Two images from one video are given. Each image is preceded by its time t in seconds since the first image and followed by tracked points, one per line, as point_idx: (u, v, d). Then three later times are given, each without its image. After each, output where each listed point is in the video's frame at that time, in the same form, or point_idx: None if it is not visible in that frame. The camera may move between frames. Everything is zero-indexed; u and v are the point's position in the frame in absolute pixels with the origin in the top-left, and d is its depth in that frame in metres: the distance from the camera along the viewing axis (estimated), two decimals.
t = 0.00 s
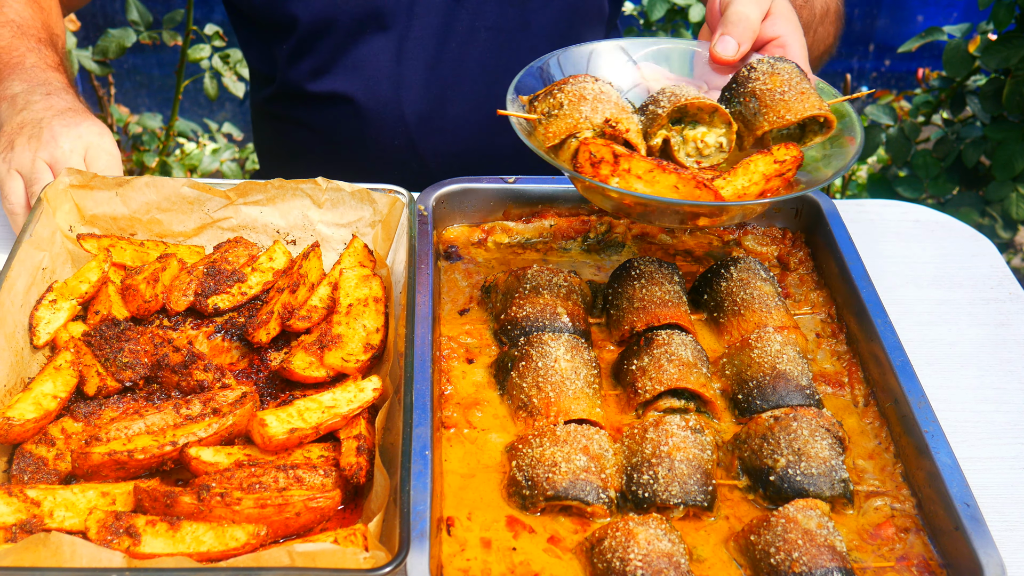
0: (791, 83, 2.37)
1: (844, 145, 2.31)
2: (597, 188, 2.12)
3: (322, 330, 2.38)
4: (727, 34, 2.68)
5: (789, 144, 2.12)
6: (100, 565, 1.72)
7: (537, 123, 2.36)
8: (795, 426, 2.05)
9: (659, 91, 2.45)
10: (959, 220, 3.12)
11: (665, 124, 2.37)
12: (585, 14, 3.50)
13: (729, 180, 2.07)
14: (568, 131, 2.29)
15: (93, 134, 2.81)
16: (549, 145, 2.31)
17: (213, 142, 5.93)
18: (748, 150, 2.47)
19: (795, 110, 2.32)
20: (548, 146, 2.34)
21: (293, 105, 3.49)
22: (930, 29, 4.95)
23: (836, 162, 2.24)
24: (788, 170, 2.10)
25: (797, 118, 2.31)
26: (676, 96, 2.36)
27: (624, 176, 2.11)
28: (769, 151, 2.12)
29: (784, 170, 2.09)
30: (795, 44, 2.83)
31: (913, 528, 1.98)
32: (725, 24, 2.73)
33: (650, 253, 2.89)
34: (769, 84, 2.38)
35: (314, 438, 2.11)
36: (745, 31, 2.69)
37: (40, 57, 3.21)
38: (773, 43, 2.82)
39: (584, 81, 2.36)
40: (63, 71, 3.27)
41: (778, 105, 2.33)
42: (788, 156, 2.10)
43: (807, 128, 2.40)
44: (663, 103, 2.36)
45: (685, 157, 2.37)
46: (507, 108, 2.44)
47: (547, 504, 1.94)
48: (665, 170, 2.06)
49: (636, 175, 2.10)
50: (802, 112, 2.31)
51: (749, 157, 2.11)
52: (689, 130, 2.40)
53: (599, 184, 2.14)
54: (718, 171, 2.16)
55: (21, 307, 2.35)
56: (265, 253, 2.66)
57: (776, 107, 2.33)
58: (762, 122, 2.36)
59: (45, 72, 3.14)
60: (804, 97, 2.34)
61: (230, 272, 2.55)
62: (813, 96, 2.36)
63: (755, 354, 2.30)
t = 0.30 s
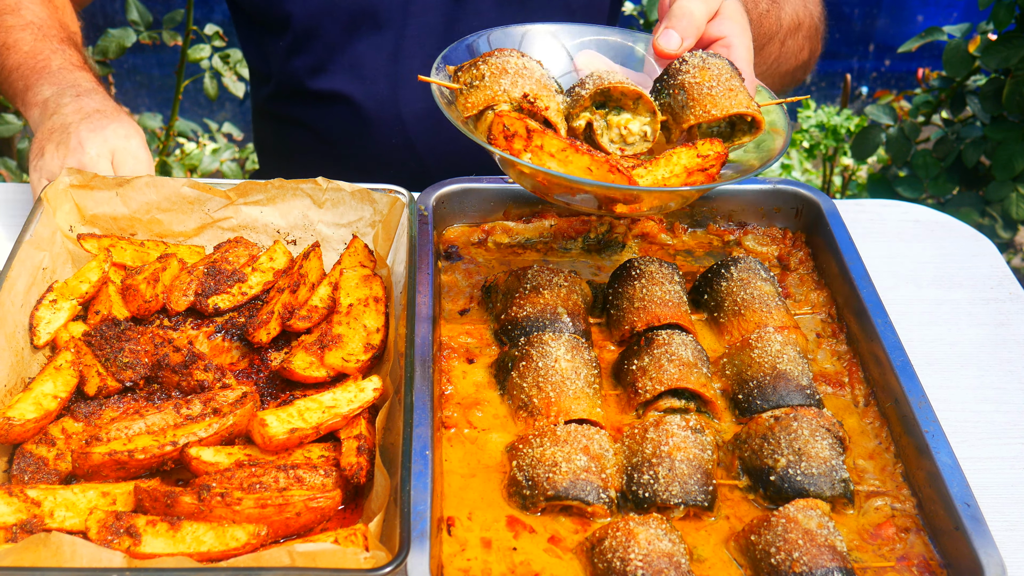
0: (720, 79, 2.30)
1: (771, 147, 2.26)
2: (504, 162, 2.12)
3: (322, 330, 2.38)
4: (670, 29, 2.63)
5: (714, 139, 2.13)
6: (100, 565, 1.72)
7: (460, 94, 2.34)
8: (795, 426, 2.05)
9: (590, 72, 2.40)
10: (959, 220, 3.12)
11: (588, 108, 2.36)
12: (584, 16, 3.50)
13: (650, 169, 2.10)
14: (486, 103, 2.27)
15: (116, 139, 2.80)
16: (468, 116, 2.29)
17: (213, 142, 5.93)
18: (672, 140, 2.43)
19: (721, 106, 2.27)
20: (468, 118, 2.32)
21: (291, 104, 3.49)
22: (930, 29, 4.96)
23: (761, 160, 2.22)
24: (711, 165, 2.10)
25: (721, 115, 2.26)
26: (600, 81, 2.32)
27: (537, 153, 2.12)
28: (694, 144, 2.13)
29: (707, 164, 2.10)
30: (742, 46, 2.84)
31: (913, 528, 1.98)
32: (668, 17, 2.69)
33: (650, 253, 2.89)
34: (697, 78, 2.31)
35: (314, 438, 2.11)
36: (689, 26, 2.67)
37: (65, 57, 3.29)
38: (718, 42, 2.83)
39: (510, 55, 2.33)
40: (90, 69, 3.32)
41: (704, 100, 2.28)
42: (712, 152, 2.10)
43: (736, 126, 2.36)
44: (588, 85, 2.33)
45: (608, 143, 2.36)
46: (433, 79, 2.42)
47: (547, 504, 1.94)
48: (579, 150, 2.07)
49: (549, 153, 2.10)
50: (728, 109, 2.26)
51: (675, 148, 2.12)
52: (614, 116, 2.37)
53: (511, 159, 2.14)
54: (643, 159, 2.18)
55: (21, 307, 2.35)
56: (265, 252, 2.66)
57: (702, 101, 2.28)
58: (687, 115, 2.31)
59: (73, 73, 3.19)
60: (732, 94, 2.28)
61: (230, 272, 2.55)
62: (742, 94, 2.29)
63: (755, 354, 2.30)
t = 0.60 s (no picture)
0: (841, 101, 2.55)
1: (895, 158, 2.51)
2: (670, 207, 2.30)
3: (322, 330, 2.38)
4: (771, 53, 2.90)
5: (843, 159, 2.30)
6: (100, 565, 1.72)
7: (603, 144, 2.54)
8: (795, 426, 2.05)
9: (715, 110, 2.63)
10: (959, 220, 3.12)
11: (724, 143, 2.57)
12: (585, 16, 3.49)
13: (789, 195, 2.29)
14: (635, 151, 2.44)
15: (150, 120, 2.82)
16: (617, 164, 2.46)
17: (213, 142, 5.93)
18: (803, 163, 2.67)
19: (846, 127, 2.52)
20: (616, 166, 2.50)
21: (291, 104, 3.48)
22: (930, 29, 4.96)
23: (892, 172, 2.45)
24: (844, 182, 2.28)
25: (849, 135, 2.51)
26: (738, 116, 2.55)
27: (694, 194, 2.28)
28: (824, 165, 2.31)
29: (840, 183, 2.27)
30: (838, 61, 3.02)
31: (913, 528, 1.98)
32: (768, 42, 2.94)
33: (650, 253, 2.89)
34: (819, 102, 2.57)
35: (314, 438, 2.11)
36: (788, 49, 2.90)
37: (81, 51, 3.27)
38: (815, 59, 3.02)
39: (645, 102, 2.52)
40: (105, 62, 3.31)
41: (830, 122, 2.53)
42: (843, 171, 2.27)
43: (857, 142, 2.62)
44: (722, 122, 2.55)
45: (745, 173, 2.61)
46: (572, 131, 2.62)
47: (547, 504, 1.94)
48: (732, 188, 2.21)
49: (705, 194, 2.26)
50: (854, 128, 2.51)
51: (808, 172, 2.30)
52: (747, 147, 2.61)
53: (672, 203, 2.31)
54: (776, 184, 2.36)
55: (21, 307, 2.35)
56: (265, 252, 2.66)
57: (828, 124, 2.53)
58: (816, 138, 2.57)
59: (95, 66, 3.19)
60: (854, 114, 2.53)
61: (230, 272, 2.55)
62: (862, 113, 2.55)
63: (755, 354, 2.30)
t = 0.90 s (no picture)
0: (859, 99, 2.56)
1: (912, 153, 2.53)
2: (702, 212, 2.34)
3: (322, 330, 2.38)
4: (783, 51, 2.90)
5: (863, 155, 2.38)
6: (100, 565, 1.72)
7: (632, 151, 2.53)
8: (795, 426, 2.05)
9: (736, 111, 2.67)
10: (959, 221, 3.12)
11: (748, 144, 2.60)
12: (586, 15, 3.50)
13: (814, 192, 2.35)
14: (665, 158, 2.45)
15: None
16: (648, 171, 2.47)
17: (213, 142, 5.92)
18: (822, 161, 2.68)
19: (865, 123, 2.53)
20: (645, 172, 2.51)
21: (289, 103, 3.46)
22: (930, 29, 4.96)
23: (910, 168, 2.48)
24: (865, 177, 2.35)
25: (868, 131, 2.52)
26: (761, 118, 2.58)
27: (726, 198, 2.34)
28: (845, 162, 2.38)
29: (861, 179, 2.35)
30: (846, 58, 3.02)
31: (913, 528, 1.98)
32: (780, 40, 2.96)
33: (650, 253, 2.88)
34: (837, 100, 2.56)
35: (314, 438, 2.11)
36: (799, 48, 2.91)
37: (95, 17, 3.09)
38: (824, 56, 3.01)
39: (670, 106, 2.52)
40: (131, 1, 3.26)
41: (849, 120, 2.54)
42: (864, 168, 2.35)
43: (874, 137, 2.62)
44: (745, 124, 2.59)
45: (769, 173, 2.63)
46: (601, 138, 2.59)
47: (547, 504, 1.94)
48: (763, 190, 2.29)
49: (737, 197, 2.32)
50: (873, 125, 2.52)
51: (830, 170, 2.38)
52: (770, 147, 2.64)
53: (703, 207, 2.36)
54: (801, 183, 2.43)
55: (21, 307, 2.35)
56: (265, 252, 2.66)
57: (847, 122, 2.54)
58: (835, 136, 2.57)
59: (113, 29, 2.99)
60: (872, 111, 2.54)
61: (230, 272, 2.55)
62: (880, 109, 2.56)
63: (755, 354, 2.30)
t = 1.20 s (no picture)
0: (844, 103, 2.57)
1: (897, 157, 2.53)
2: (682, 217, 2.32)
3: (322, 330, 2.38)
4: (774, 54, 2.91)
5: (847, 160, 2.35)
6: (100, 565, 1.72)
7: (614, 155, 2.55)
8: (795, 426, 2.05)
9: (721, 115, 2.67)
10: (959, 221, 3.12)
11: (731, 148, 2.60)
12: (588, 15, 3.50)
13: (796, 198, 2.33)
14: (645, 162, 2.46)
15: None
16: (629, 176, 2.48)
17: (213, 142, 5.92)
18: (807, 165, 2.71)
19: (850, 128, 2.54)
20: (627, 176, 2.52)
21: (289, 101, 3.44)
22: (930, 29, 4.96)
23: (895, 172, 2.48)
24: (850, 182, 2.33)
25: (852, 136, 2.54)
26: (743, 122, 2.58)
27: (705, 203, 2.31)
28: (829, 167, 2.35)
29: (846, 184, 2.33)
30: (838, 62, 3.02)
31: (913, 528, 1.98)
32: (771, 43, 2.96)
33: (650, 253, 2.88)
34: (823, 104, 2.58)
35: (314, 438, 2.11)
36: (790, 51, 2.92)
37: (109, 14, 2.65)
38: (816, 60, 3.01)
39: (653, 111, 2.53)
40: None
41: (834, 124, 2.55)
42: (848, 172, 2.33)
43: (859, 142, 2.64)
44: (728, 129, 2.58)
45: (753, 177, 2.64)
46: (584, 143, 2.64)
47: (547, 504, 1.94)
48: (742, 195, 2.26)
49: (715, 202, 2.29)
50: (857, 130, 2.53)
51: (813, 174, 2.35)
52: (754, 151, 2.64)
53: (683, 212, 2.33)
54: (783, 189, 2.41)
55: (21, 307, 2.35)
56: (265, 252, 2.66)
57: (832, 126, 2.55)
58: (819, 140, 2.59)
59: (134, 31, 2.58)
60: (857, 115, 2.56)
61: (230, 272, 2.55)
62: (865, 114, 2.57)
63: (755, 354, 2.30)
